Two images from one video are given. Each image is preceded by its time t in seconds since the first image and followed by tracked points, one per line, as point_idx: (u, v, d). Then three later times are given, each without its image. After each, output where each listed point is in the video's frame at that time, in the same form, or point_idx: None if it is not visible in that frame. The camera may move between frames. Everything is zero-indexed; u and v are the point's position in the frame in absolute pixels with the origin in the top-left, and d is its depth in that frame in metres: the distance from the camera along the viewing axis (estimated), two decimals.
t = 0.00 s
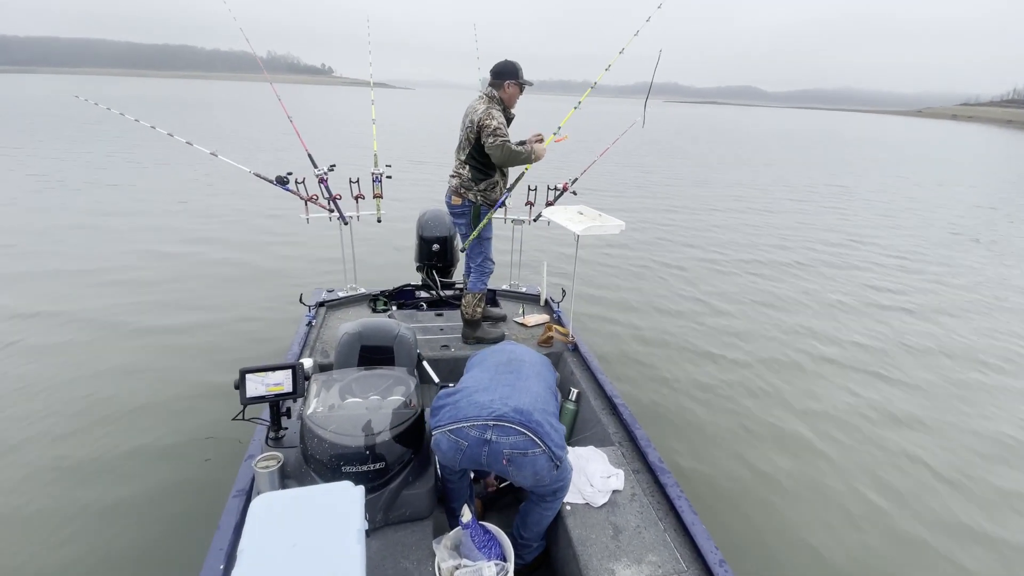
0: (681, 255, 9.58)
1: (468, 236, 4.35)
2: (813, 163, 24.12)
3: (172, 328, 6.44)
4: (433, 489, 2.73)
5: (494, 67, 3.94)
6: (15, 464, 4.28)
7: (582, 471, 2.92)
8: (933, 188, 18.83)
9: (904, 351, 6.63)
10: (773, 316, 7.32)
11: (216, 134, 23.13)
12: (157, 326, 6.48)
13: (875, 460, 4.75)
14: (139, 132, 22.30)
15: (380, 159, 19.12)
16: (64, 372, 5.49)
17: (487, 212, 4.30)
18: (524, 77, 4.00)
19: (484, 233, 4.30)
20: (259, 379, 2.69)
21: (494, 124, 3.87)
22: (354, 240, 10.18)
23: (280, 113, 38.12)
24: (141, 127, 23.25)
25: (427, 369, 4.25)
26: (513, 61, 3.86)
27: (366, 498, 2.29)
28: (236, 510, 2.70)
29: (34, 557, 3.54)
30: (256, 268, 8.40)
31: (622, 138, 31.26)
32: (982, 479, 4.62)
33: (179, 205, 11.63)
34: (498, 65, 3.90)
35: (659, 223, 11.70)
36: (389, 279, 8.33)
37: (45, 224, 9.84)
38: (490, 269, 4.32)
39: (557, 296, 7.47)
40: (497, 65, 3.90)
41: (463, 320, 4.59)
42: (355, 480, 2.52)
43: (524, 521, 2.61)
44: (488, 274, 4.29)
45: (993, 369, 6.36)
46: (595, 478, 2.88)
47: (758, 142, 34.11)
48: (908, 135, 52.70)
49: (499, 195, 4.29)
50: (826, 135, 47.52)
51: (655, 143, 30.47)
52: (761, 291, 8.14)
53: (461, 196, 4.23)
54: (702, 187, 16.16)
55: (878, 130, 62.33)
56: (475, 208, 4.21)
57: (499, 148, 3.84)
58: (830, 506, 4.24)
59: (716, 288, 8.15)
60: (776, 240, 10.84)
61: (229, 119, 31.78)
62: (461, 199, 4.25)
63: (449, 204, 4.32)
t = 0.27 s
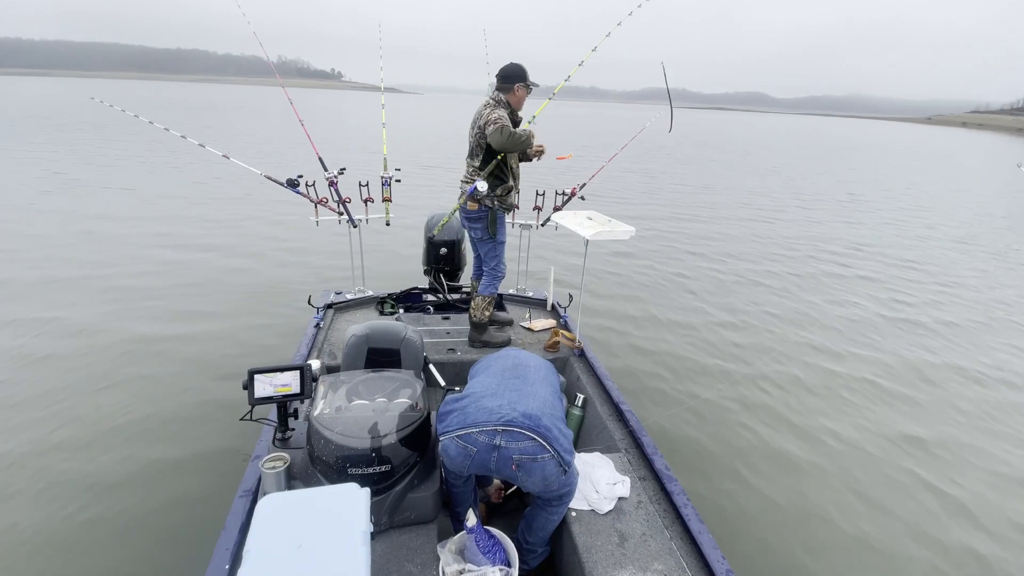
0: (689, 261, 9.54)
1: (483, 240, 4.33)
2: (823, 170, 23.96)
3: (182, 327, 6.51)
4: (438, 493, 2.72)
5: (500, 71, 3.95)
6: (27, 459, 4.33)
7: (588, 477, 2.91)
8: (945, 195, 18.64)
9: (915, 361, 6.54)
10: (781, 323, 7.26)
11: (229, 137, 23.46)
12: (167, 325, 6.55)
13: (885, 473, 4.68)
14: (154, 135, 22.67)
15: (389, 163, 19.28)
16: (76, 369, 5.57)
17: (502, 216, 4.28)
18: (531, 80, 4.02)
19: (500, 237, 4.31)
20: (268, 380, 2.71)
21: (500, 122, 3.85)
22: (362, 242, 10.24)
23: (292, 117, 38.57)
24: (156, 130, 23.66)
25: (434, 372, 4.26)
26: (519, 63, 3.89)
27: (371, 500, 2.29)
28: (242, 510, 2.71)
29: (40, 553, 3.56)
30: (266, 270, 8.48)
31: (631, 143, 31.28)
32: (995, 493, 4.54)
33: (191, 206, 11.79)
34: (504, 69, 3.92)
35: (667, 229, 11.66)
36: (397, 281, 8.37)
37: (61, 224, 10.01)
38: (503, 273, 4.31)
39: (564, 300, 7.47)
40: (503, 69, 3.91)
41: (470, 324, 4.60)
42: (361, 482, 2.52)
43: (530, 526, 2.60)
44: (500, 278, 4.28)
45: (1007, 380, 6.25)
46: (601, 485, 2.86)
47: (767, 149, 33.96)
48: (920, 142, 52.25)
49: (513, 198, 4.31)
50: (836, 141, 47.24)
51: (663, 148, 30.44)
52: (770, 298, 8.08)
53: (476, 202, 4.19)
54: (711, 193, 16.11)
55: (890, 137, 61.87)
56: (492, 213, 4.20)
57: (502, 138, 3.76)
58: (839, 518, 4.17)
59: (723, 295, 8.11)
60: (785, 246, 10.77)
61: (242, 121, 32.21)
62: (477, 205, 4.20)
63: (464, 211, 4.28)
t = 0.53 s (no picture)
0: (696, 267, 9.52)
1: (493, 246, 4.38)
2: (833, 176, 23.79)
3: (191, 328, 6.59)
4: (442, 496, 2.74)
5: (505, 77, 3.99)
6: (39, 457, 4.41)
7: (592, 483, 2.91)
8: (957, 203, 18.44)
9: (925, 370, 6.46)
10: (788, 329, 7.23)
11: (240, 142, 23.79)
12: (178, 325, 6.64)
13: (892, 485, 4.62)
14: (168, 140, 23.07)
15: (398, 168, 19.45)
16: (88, 368, 5.66)
17: (513, 222, 4.34)
18: (537, 85, 4.05)
19: (509, 242, 4.34)
20: (276, 381, 2.75)
21: (513, 137, 3.95)
22: (370, 246, 10.32)
23: (303, 122, 39.01)
24: (170, 135, 24.08)
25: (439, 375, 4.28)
26: (523, 69, 3.92)
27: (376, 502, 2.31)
28: (249, 509, 2.74)
29: (49, 551, 3.62)
30: (274, 272, 8.58)
31: (638, 150, 31.32)
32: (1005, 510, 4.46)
33: (203, 209, 11.97)
34: (509, 75, 3.95)
35: (674, 235, 11.64)
36: (404, 285, 8.43)
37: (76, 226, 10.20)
38: (511, 278, 4.35)
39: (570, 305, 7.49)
40: (509, 74, 3.94)
41: (476, 328, 4.62)
42: (367, 484, 2.54)
43: (533, 531, 2.61)
44: (508, 283, 4.31)
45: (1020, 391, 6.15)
46: (605, 490, 2.86)
47: (777, 155, 33.79)
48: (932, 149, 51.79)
49: (524, 202, 4.34)
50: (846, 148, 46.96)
51: (671, 154, 30.42)
52: (777, 304, 8.03)
53: (487, 208, 4.26)
54: (719, 199, 16.07)
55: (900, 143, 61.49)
56: (502, 219, 4.25)
57: (515, 166, 3.93)
58: (844, 530, 4.13)
59: (730, 301, 8.08)
60: (793, 253, 10.72)
61: (254, 125, 32.65)
62: (487, 211, 4.27)
63: (475, 215, 4.34)
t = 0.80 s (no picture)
0: (700, 272, 9.51)
1: (498, 250, 4.39)
2: (839, 183, 23.72)
3: (197, 328, 6.63)
4: (445, 499, 2.76)
5: (516, 82, 4.02)
6: (44, 453, 4.43)
7: (595, 487, 2.91)
8: (964, 209, 18.33)
9: (933, 377, 6.41)
10: (793, 335, 7.19)
11: (247, 145, 24.00)
12: (183, 325, 6.67)
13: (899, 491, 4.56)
14: (176, 143, 23.30)
15: (403, 172, 19.56)
16: (93, 365, 5.69)
17: (518, 226, 4.36)
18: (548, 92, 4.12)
19: (515, 247, 4.36)
20: (282, 383, 2.77)
21: (525, 142, 4.00)
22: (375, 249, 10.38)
23: (310, 126, 39.33)
24: (178, 138, 24.34)
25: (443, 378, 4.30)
26: (535, 76, 3.96)
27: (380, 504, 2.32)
28: (253, 510, 2.76)
29: (50, 547, 3.62)
30: (280, 274, 8.63)
31: (643, 155, 31.35)
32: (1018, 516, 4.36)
33: (210, 211, 12.07)
34: (520, 80, 3.98)
35: (678, 240, 11.65)
36: (408, 288, 8.46)
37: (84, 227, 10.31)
38: (516, 283, 4.37)
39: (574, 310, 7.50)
40: (519, 80, 3.98)
41: (479, 332, 4.64)
42: (370, 486, 2.55)
43: (534, 536, 2.62)
44: (513, 288, 4.34)
45: None
46: (608, 495, 2.87)
47: (783, 161, 33.73)
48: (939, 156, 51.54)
49: (530, 208, 4.38)
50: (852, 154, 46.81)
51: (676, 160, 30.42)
52: (782, 310, 8.01)
53: (494, 212, 4.28)
54: (723, 205, 16.06)
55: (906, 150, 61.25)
56: (508, 223, 4.27)
57: (526, 170, 4.00)
58: (851, 535, 4.07)
59: (735, 306, 8.05)
60: (798, 259, 10.69)
61: (261, 129, 32.95)
62: (494, 215, 4.29)
63: (480, 219, 4.36)
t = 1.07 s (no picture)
0: (702, 278, 9.51)
1: (499, 254, 4.41)
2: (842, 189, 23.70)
3: (200, 329, 6.66)
4: (447, 501, 2.76)
5: (525, 89, 4.05)
6: (49, 454, 4.47)
7: (596, 491, 2.91)
8: (968, 217, 18.29)
9: (936, 385, 6.38)
10: (795, 342, 7.18)
11: (252, 148, 24.16)
12: (186, 326, 6.71)
13: (901, 500, 4.54)
14: (182, 145, 23.47)
15: (407, 175, 19.63)
16: (99, 367, 5.74)
17: (519, 230, 4.37)
18: (554, 99, 4.14)
19: (516, 251, 4.38)
20: (285, 383, 2.79)
21: (527, 146, 4.02)
22: (378, 252, 10.43)
23: (315, 129, 39.61)
24: (184, 141, 24.52)
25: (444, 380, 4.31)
26: (545, 84, 4.00)
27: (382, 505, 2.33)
28: (255, 510, 2.76)
29: (53, 548, 3.65)
30: (283, 277, 8.67)
31: (646, 161, 31.41)
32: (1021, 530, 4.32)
33: (214, 213, 12.14)
34: (529, 87, 4.02)
35: (681, 246, 11.67)
36: (411, 291, 8.49)
37: (90, 228, 10.39)
38: (517, 287, 4.39)
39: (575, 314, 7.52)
40: (529, 87, 4.01)
41: (481, 335, 4.65)
42: (372, 487, 2.56)
43: (533, 540, 2.62)
44: (514, 292, 4.35)
45: None
46: (609, 499, 2.87)
47: (786, 167, 33.77)
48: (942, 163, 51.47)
49: (531, 213, 4.39)
50: (856, 161, 46.77)
51: (679, 166, 30.47)
52: (784, 316, 8.00)
53: (495, 215, 4.31)
54: (726, 211, 16.08)
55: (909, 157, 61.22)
56: (509, 227, 4.29)
57: (527, 175, 4.01)
58: (850, 544, 4.06)
59: (737, 313, 8.05)
60: (801, 265, 10.68)
61: (267, 132, 33.22)
62: (495, 219, 4.32)
63: (482, 222, 4.38)
